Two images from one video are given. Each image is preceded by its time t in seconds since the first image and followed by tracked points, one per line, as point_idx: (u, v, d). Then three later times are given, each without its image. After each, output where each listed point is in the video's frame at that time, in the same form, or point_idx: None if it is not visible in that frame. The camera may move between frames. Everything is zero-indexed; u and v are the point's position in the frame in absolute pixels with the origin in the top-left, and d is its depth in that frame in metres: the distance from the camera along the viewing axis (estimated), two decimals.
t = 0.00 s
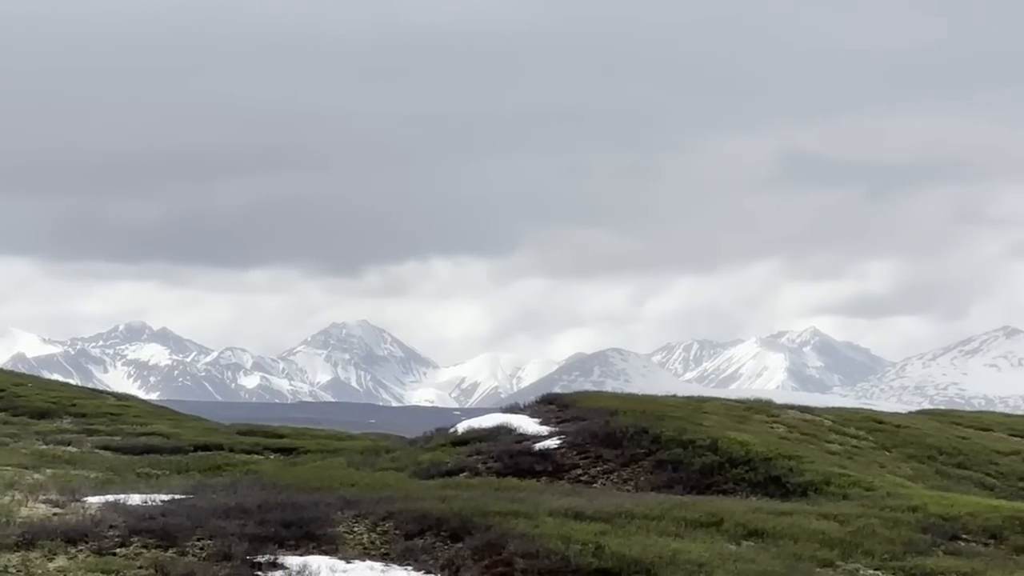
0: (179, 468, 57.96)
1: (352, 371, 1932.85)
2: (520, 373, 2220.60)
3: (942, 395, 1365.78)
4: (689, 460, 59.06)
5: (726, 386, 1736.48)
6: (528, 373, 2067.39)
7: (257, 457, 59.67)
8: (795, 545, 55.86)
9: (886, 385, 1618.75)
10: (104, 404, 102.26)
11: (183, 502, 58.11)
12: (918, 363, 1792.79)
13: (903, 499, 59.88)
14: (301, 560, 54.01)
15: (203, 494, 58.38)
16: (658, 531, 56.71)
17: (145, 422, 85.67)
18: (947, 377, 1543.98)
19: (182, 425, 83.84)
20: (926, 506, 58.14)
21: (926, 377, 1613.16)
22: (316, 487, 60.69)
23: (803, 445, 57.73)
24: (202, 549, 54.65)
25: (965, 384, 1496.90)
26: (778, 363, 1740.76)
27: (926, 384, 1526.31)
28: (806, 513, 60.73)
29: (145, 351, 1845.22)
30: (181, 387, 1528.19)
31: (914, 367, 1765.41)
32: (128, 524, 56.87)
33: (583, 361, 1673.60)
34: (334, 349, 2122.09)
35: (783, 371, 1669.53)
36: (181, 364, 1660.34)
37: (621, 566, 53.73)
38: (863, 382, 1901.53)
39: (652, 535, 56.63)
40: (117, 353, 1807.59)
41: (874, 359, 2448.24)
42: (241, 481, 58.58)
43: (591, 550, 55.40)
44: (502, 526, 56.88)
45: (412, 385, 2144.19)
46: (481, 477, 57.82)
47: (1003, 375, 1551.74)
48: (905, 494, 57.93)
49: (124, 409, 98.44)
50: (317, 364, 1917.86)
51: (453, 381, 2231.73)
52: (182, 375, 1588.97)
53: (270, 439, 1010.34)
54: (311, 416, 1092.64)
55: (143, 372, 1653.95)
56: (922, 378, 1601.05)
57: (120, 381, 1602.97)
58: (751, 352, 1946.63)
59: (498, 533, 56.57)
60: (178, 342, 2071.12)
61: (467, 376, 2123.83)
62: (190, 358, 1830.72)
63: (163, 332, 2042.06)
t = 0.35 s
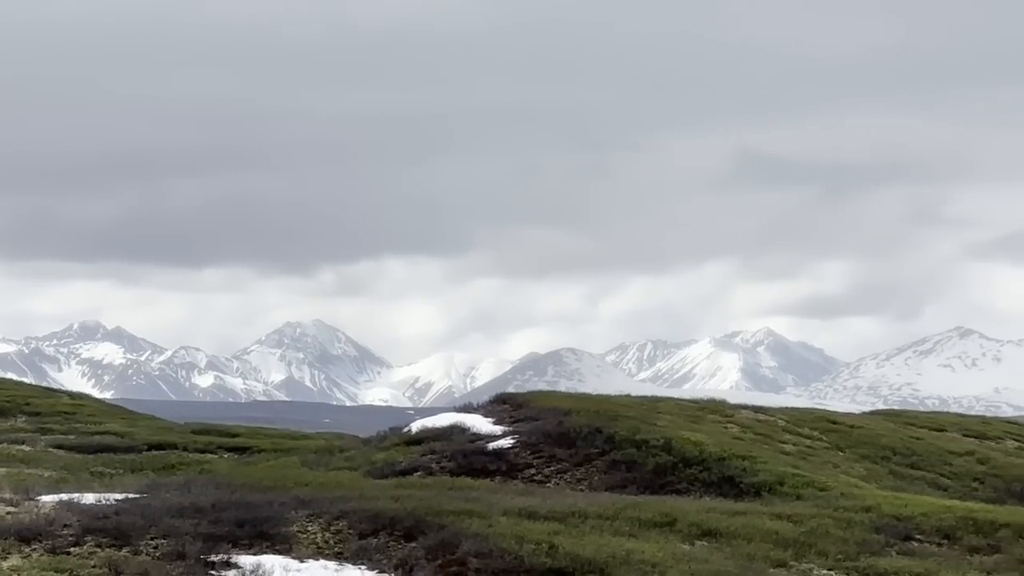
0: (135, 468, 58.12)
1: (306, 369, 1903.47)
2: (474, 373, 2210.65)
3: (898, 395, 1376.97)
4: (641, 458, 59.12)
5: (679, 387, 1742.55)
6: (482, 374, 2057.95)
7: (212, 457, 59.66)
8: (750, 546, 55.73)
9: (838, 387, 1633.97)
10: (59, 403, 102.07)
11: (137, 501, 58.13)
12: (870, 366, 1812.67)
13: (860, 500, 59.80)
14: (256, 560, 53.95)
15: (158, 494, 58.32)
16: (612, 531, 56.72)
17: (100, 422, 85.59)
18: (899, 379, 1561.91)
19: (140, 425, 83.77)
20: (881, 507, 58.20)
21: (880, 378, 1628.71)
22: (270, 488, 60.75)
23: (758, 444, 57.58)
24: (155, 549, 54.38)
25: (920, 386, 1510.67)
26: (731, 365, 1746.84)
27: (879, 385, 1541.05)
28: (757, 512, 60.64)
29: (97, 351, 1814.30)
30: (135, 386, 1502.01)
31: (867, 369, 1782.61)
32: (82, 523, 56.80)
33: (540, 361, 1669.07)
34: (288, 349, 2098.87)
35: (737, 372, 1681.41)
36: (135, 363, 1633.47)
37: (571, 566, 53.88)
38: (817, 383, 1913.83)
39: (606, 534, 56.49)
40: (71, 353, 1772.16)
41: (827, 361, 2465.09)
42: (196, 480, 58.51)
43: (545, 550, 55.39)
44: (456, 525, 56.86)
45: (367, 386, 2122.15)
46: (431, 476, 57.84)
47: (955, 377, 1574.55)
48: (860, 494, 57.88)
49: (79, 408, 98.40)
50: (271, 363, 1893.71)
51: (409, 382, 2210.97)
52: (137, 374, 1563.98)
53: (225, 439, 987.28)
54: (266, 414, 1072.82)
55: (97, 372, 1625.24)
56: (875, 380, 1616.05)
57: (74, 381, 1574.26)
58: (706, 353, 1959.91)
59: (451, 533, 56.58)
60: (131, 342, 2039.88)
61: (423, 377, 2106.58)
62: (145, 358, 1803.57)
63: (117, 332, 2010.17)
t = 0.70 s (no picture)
0: (77, 468, 58.52)
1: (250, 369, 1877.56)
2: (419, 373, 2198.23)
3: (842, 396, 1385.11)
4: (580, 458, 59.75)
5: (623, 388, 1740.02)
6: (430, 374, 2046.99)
7: (157, 458, 59.99)
8: (693, 545, 55.88)
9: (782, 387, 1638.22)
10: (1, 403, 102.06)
11: (79, 499, 58.23)
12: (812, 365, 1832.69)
13: (801, 501, 60.22)
14: (200, 557, 54.10)
15: (99, 494, 58.47)
16: (556, 529, 56.95)
17: (41, 423, 85.53)
18: (842, 380, 1577.92)
19: (82, 424, 83.74)
20: (821, 507, 58.31)
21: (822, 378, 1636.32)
22: (211, 486, 61.06)
23: (697, 446, 57.82)
24: (100, 547, 54.41)
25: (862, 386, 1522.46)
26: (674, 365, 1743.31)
27: (821, 386, 1549.63)
28: (696, 511, 60.86)
29: (43, 350, 1775.60)
30: (78, 385, 1466.28)
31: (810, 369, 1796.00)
32: (26, 521, 56.80)
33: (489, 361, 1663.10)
34: (232, 347, 2062.91)
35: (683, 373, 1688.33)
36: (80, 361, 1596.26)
37: (514, 567, 53.98)
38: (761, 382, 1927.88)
39: (548, 535, 56.64)
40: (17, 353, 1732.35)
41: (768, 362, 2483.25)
42: (139, 479, 59.06)
43: (488, 548, 55.58)
44: (399, 525, 57.00)
45: (311, 385, 2098.88)
46: (373, 476, 58.11)
47: (896, 377, 1598.64)
48: (802, 494, 57.97)
49: (21, 409, 98.33)
50: (216, 362, 1860.73)
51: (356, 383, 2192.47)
52: (80, 372, 1527.63)
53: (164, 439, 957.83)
54: (208, 414, 1046.61)
55: (41, 370, 1585.23)
56: (818, 379, 1626.19)
57: (18, 381, 1533.94)
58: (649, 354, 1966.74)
59: (394, 532, 56.71)
60: (75, 341, 1995.72)
61: (369, 376, 2087.36)
62: (90, 357, 1765.55)
63: (61, 330, 1967.88)
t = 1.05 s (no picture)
0: (19, 465, 59.53)
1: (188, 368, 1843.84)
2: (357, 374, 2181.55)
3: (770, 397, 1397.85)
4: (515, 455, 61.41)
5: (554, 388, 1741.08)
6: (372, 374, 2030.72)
7: (94, 455, 61.23)
8: (621, 543, 56.69)
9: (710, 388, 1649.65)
10: None
11: (22, 496, 59.14)
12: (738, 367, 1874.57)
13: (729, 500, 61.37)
14: (136, 553, 54.91)
15: (40, 489, 59.56)
16: (487, 528, 57.76)
17: None
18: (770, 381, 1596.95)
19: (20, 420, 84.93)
20: (749, 505, 59.14)
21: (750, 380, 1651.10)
22: (146, 484, 62.09)
23: (627, 443, 58.74)
24: (38, 542, 55.10)
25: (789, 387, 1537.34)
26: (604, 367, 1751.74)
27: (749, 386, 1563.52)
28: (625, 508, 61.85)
29: None
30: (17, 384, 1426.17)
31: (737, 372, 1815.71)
32: None
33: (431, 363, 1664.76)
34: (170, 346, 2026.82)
35: (613, 373, 1719.46)
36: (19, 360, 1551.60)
37: (446, 563, 55.02)
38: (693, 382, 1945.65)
39: (480, 532, 57.63)
40: None
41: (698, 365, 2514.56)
42: (76, 477, 60.18)
43: (420, 544, 56.44)
44: (333, 522, 57.89)
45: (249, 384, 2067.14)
46: (307, 473, 58.98)
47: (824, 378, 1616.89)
48: (728, 492, 58.91)
49: None
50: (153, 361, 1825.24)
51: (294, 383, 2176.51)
52: (20, 372, 1488.39)
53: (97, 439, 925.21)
54: (141, 414, 1016.05)
55: None
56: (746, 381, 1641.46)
57: None
58: (579, 355, 1976.64)
59: (328, 528, 57.70)
60: (11, 339, 1942.01)
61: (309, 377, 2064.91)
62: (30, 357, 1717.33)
63: None
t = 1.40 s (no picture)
0: None
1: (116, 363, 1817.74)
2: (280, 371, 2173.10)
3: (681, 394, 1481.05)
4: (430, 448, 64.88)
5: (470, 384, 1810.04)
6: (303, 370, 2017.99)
7: (25, 449, 64.08)
8: (535, 536, 58.49)
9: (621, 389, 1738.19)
10: None
11: None
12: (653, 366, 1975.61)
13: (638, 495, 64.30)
14: (66, 543, 56.59)
15: None
16: (405, 520, 59.44)
17: None
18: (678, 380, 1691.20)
19: None
20: (657, 499, 61.79)
21: (661, 380, 1745.89)
22: (79, 475, 64.74)
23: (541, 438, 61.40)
24: None
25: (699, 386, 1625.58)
26: (518, 364, 1815.98)
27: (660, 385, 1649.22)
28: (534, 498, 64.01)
29: None
30: None
31: (649, 370, 1913.48)
32: None
33: (370, 363, 1675.35)
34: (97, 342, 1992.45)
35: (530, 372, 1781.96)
36: None
37: (364, 552, 56.89)
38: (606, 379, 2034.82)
39: (399, 523, 59.46)
40: None
41: (611, 362, 2612.80)
42: (8, 468, 62.42)
43: (341, 535, 58.21)
44: (255, 512, 59.87)
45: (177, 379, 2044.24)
46: (230, 463, 61.79)
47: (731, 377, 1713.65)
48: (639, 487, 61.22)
49: None
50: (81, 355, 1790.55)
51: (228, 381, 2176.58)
52: None
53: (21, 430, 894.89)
54: (61, 409, 988.25)
55: None
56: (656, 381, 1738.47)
57: None
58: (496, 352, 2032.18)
59: (252, 519, 59.53)
60: None
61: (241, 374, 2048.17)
62: None
63: None
